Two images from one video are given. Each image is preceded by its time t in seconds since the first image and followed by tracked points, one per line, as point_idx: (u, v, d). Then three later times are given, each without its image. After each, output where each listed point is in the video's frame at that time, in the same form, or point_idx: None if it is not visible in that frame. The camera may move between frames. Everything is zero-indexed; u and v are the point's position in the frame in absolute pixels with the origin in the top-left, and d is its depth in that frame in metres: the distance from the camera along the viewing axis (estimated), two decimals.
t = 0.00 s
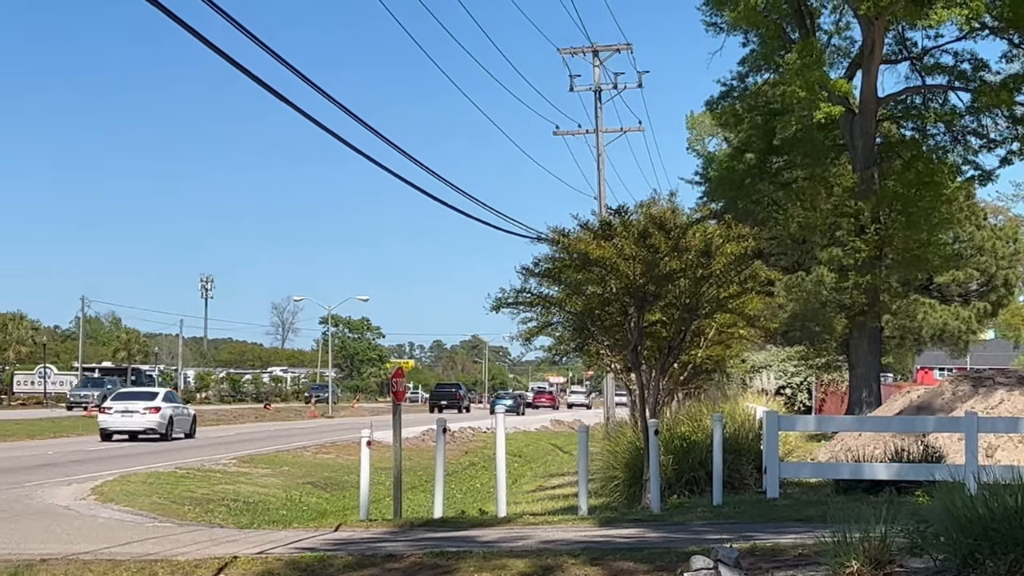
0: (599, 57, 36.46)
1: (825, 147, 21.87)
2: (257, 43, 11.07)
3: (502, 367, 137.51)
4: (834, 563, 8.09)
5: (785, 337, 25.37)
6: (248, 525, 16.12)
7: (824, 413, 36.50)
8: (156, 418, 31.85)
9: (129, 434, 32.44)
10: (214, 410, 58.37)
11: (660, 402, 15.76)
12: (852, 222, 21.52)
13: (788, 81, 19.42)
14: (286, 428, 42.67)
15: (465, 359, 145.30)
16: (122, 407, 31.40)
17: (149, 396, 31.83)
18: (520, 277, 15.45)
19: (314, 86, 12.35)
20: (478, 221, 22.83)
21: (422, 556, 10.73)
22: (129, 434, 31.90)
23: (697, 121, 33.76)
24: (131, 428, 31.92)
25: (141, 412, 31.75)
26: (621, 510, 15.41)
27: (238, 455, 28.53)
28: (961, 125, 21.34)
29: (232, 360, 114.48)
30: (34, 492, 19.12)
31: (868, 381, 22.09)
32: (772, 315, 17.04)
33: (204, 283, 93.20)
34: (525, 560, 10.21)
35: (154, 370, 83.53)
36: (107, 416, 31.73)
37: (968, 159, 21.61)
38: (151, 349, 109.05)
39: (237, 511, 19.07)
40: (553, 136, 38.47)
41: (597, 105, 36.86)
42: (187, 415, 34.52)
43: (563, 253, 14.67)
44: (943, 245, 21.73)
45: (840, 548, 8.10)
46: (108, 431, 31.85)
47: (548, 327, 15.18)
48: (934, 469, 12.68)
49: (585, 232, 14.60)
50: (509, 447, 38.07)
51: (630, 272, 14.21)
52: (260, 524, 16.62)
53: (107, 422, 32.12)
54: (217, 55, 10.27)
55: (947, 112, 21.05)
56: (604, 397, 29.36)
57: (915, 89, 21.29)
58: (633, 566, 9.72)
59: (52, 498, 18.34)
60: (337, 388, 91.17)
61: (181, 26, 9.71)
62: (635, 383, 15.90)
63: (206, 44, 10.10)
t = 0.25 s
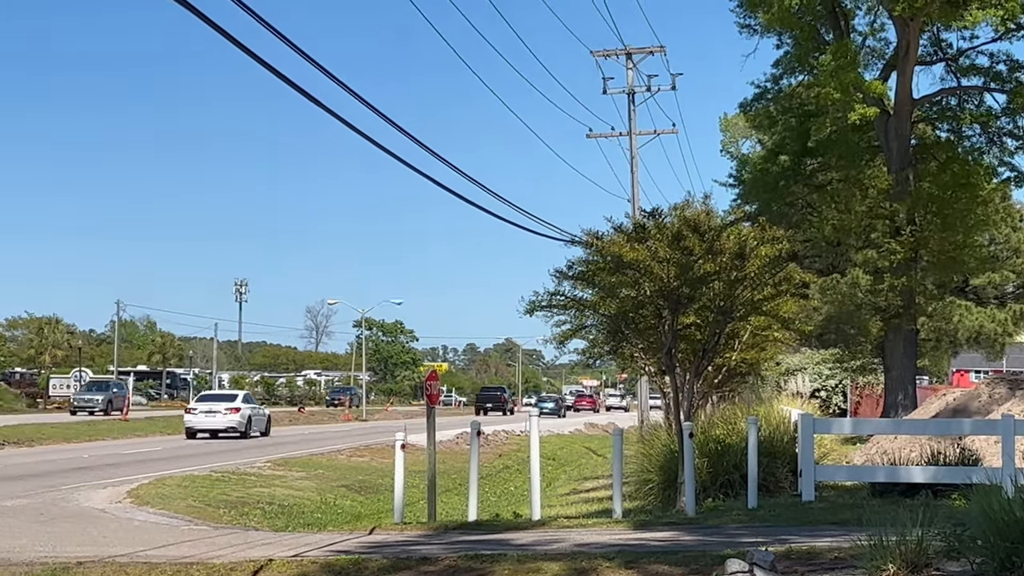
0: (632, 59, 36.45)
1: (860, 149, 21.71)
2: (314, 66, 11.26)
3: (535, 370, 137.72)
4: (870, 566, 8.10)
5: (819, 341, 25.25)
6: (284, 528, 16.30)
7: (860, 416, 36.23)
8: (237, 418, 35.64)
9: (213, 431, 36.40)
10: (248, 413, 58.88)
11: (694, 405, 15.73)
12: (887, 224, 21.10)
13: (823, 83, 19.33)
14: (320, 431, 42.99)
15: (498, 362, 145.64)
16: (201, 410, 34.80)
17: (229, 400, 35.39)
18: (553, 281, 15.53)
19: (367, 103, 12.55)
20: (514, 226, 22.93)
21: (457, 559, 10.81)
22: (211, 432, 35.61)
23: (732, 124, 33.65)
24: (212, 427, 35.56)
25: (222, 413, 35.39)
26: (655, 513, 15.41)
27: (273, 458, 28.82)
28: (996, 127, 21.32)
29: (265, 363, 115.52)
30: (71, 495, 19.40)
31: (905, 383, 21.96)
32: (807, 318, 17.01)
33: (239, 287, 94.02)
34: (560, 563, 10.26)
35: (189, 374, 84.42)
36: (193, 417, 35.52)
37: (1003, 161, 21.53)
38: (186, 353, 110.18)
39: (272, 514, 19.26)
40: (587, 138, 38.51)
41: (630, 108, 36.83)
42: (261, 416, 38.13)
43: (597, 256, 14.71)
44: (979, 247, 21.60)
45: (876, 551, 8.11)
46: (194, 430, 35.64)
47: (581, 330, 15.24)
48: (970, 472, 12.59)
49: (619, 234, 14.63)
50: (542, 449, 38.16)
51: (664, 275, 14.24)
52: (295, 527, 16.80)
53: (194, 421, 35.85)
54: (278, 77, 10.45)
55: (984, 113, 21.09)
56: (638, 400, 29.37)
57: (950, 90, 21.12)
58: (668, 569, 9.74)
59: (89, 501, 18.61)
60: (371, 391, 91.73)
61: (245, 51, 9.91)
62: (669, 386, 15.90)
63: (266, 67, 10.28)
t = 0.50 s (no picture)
0: (660, 61, 36.39)
1: (890, 151, 22.01)
2: (347, 72, 11.37)
3: (563, 372, 137.72)
4: (901, 569, 8.09)
5: (849, 343, 25.14)
6: (313, 531, 16.46)
7: (890, 418, 35.95)
8: (302, 417, 38.85)
9: (279, 431, 39.58)
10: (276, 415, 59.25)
11: (723, 407, 15.71)
12: (917, 225, 21.19)
13: (852, 84, 19.25)
14: (348, 434, 43.22)
15: (526, 364, 145.76)
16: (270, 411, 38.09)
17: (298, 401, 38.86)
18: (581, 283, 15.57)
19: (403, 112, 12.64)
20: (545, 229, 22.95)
21: (485, 561, 10.88)
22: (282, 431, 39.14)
23: (761, 126, 33.54)
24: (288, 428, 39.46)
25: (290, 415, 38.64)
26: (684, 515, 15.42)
27: (302, 460, 29.03)
28: None
29: (293, 366, 116.22)
30: (102, 498, 19.65)
31: (935, 385, 21.84)
32: (836, 319, 16.97)
33: (267, 289, 94.62)
34: (589, 566, 10.30)
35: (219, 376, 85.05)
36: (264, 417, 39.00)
37: None
38: (216, 355, 110.98)
39: (300, 516, 19.40)
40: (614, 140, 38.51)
41: (658, 109, 36.78)
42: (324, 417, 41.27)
43: (626, 258, 14.73)
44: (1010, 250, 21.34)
45: (907, 554, 8.10)
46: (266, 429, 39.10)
47: (610, 332, 15.27)
48: (1001, 475, 12.52)
49: (647, 236, 14.64)
50: (570, 452, 38.20)
51: (693, 277, 14.25)
52: (323, 529, 16.95)
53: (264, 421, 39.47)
54: (312, 85, 10.57)
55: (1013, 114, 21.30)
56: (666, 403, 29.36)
57: (980, 92, 21.02)
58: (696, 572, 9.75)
59: (119, 504, 18.83)
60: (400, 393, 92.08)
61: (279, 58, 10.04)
62: (697, 388, 15.89)
63: (300, 74, 10.40)
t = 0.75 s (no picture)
0: (682, 61, 36.40)
1: (912, 151, 21.79)
2: (367, 73, 11.52)
3: (585, 372, 137.76)
4: (923, 570, 8.07)
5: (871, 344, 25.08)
6: (334, 531, 16.60)
7: (912, 419, 35.81)
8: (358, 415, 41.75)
9: (335, 428, 42.61)
10: (298, 416, 59.56)
11: (744, 408, 15.69)
12: (940, 225, 20.94)
13: (873, 84, 19.19)
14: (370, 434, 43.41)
15: (547, 365, 145.87)
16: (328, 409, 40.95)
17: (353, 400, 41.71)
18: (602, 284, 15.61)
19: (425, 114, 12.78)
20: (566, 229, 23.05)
21: (506, 562, 10.94)
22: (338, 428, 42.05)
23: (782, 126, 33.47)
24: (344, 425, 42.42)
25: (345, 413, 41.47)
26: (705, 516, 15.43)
27: (324, 460, 29.21)
28: None
29: (315, 366, 116.84)
30: (126, 498, 19.85)
31: (959, 386, 21.74)
32: (859, 320, 16.94)
33: (289, 290, 95.14)
34: (610, 566, 10.35)
35: (241, 377, 85.53)
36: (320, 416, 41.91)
37: None
38: (238, 356, 111.72)
39: (322, 517, 19.54)
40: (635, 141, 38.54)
41: (680, 110, 36.78)
42: (375, 414, 44.19)
43: (646, 259, 14.76)
44: None
45: (930, 555, 8.08)
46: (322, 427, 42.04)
47: (631, 333, 15.30)
48: None
49: (668, 237, 14.67)
50: (592, 452, 38.25)
51: (714, 277, 14.27)
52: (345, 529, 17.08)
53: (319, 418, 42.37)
54: (334, 86, 10.70)
55: None
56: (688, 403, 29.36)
57: (1002, 92, 20.92)
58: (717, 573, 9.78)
59: (142, 504, 19.02)
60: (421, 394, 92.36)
61: (301, 60, 10.20)
62: (719, 388, 15.89)
63: (323, 77, 10.55)
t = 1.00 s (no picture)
0: (695, 61, 36.38)
1: (925, 150, 21.78)
2: (382, 73, 11.56)
3: (597, 372, 137.74)
4: (937, 570, 8.06)
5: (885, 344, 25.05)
6: (348, 531, 16.64)
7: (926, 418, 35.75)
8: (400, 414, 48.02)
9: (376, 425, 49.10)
10: (311, 416, 59.76)
11: (757, 409, 15.68)
12: (953, 225, 20.85)
13: (887, 84, 19.16)
14: (382, 434, 43.51)
15: (560, 365, 145.94)
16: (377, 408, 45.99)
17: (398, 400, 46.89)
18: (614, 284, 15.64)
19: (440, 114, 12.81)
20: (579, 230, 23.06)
21: (518, 562, 10.97)
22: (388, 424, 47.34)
23: (796, 126, 33.41)
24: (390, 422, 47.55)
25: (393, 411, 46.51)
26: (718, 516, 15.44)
27: (337, 460, 29.30)
28: None
29: (328, 366, 117.26)
30: (139, 498, 19.94)
31: (972, 385, 21.70)
32: (872, 319, 16.93)
33: (302, 290, 95.44)
34: (623, 566, 10.37)
35: (255, 377, 85.79)
36: (368, 413, 47.98)
37: None
38: (251, 356, 112.18)
39: (335, 516, 19.61)
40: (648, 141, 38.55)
41: (692, 109, 36.76)
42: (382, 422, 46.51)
43: (660, 259, 14.77)
44: None
45: (943, 555, 8.08)
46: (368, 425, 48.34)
47: (644, 332, 15.32)
48: None
49: (681, 237, 14.68)
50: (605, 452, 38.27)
51: (728, 277, 14.27)
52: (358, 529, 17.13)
53: (367, 417, 49.34)
54: (349, 87, 10.73)
55: None
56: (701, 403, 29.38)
57: (1016, 91, 20.87)
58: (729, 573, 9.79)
59: (156, 504, 19.11)
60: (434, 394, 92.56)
61: (316, 62, 10.24)
62: (731, 388, 15.90)
63: (337, 77, 10.60)
